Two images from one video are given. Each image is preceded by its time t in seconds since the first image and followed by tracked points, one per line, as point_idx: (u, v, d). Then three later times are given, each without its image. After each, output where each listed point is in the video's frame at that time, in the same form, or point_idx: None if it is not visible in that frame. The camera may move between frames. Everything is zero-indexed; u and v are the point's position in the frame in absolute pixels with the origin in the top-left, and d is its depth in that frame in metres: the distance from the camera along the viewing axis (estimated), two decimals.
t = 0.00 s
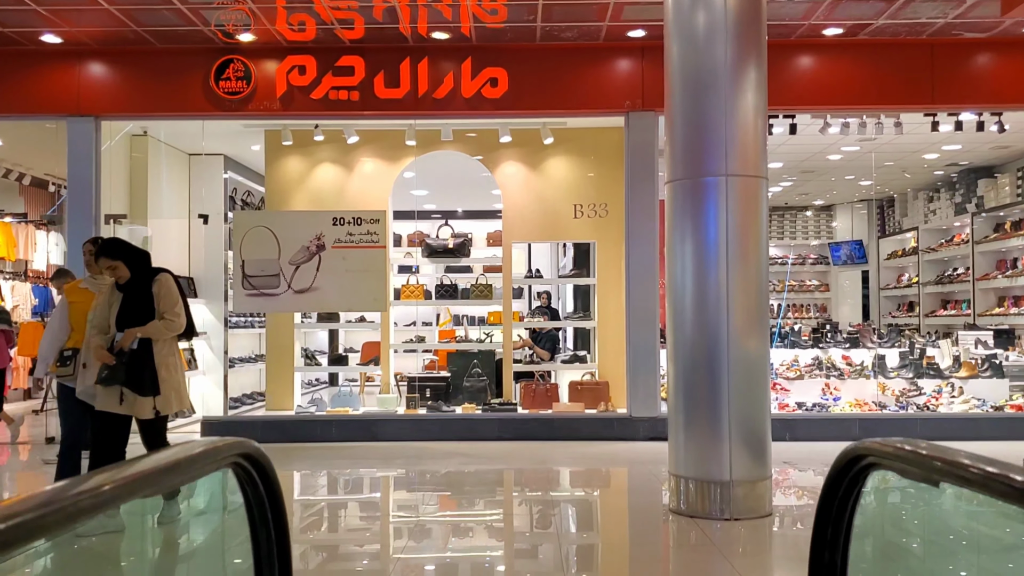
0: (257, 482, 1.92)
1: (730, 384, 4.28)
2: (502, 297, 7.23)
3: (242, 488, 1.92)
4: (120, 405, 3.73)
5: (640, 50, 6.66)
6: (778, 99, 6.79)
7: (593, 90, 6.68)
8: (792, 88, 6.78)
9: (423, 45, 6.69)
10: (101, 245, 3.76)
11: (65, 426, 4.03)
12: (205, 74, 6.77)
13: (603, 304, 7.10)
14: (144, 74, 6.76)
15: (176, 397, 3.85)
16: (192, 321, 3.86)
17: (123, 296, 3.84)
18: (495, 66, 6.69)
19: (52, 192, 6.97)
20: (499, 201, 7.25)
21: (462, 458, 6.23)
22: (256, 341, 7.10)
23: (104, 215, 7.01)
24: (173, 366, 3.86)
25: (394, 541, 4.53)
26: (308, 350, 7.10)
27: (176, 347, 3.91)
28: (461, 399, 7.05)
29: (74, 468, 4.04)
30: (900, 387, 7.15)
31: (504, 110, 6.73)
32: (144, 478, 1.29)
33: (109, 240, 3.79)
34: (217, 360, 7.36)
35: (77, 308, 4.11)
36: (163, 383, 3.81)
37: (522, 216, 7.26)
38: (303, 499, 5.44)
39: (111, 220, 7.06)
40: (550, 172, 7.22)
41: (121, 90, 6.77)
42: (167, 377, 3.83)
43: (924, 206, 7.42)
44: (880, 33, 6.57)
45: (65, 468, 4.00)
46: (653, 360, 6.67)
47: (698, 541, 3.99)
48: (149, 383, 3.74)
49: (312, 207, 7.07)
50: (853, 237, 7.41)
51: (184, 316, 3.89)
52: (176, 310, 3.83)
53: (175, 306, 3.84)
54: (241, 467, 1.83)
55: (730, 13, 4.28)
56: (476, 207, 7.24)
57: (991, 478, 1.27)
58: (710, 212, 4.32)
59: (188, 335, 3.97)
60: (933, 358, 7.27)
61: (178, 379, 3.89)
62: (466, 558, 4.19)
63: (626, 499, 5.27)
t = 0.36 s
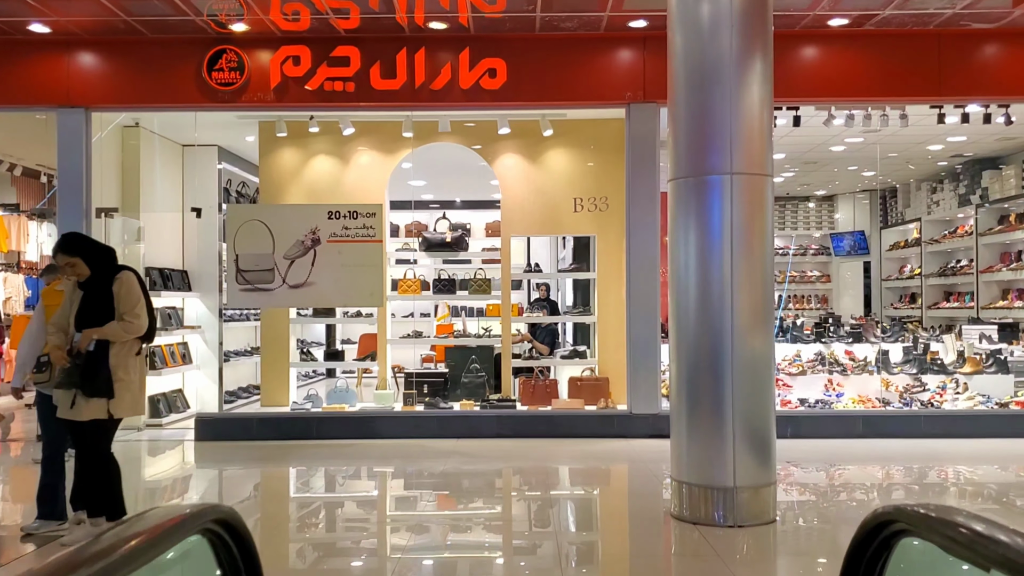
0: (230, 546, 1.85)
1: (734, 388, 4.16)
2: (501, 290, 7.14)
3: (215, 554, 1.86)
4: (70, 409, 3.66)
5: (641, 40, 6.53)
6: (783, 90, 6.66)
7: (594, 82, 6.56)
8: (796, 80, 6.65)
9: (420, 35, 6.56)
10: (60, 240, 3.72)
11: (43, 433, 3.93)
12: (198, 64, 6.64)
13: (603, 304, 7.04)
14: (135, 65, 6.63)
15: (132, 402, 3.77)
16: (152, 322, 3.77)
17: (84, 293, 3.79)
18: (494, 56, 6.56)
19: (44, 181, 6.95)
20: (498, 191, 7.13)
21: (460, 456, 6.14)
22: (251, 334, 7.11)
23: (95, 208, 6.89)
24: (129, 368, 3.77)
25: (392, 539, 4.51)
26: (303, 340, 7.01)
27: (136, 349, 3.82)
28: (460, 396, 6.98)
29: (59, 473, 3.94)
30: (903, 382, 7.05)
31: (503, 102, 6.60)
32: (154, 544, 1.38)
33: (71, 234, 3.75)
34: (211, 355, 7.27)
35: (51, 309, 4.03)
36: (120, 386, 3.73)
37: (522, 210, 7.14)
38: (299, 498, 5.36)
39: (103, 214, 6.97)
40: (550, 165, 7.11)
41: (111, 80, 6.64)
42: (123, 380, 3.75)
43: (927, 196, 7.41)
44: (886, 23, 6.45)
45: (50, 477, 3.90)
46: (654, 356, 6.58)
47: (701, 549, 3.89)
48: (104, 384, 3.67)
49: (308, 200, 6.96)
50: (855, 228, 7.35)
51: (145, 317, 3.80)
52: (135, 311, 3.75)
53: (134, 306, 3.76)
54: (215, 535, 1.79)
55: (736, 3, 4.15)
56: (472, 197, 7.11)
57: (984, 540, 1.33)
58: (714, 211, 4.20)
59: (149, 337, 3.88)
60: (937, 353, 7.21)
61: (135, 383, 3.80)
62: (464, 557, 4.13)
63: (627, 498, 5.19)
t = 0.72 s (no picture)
0: None
1: (740, 396, 4.07)
2: (500, 287, 7.06)
3: None
4: (38, 423, 3.62)
5: (644, 35, 6.42)
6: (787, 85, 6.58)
7: (595, 78, 6.45)
8: (800, 74, 6.57)
9: (419, 30, 6.45)
10: (28, 243, 3.70)
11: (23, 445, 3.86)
12: (192, 60, 6.53)
13: (604, 301, 6.95)
14: (129, 61, 6.53)
15: (91, 418, 3.69)
16: (113, 333, 3.68)
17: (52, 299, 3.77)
18: (493, 52, 6.45)
19: (40, 177, 6.70)
20: (498, 185, 7.04)
21: (460, 459, 6.07)
22: (249, 332, 7.01)
23: (89, 207, 6.78)
24: (91, 381, 3.71)
25: (392, 541, 4.46)
26: (300, 335, 6.92)
27: (101, 360, 3.76)
28: (459, 397, 6.90)
29: (45, 481, 3.88)
30: (909, 383, 7.04)
31: (502, 98, 6.50)
32: None
33: (44, 238, 3.74)
34: (208, 352, 7.27)
35: (22, 316, 3.88)
36: (81, 398, 3.67)
37: (522, 207, 7.05)
38: (298, 500, 5.32)
39: (97, 212, 6.84)
40: (550, 162, 7.02)
41: (105, 77, 6.53)
42: (85, 394, 3.68)
43: (931, 191, 7.21)
44: (892, 18, 6.35)
45: (34, 484, 3.87)
46: (656, 358, 6.51)
47: (706, 561, 3.82)
48: (65, 399, 3.61)
49: (305, 199, 6.87)
50: (859, 223, 7.21)
51: (106, 327, 3.71)
52: (94, 321, 3.67)
53: (94, 315, 3.68)
54: None
55: None
56: (471, 191, 7.02)
57: None
58: (719, 215, 4.11)
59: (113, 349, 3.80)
60: (943, 352, 7.13)
61: (100, 397, 3.74)
62: (464, 561, 4.10)
63: (629, 500, 5.13)
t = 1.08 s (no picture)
0: None
1: (744, 402, 3.98)
2: (499, 284, 6.96)
3: None
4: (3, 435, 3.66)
5: (645, 29, 6.31)
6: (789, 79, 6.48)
7: (595, 73, 6.34)
8: (804, 67, 6.48)
9: (416, 25, 6.33)
10: None
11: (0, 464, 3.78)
12: (185, 56, 6.42)
13: (606, 301, 6.89)
14: (121, 56, 6.41)
15: (49, 429, 3.67)
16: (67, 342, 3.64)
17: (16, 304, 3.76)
18: (490, 46, 6.35)
19: (32, 173, 6.56)
20: (497, 180, 6.95)
21: (460, 460, 6.00)
22: (245, 329, 6.98)
23: (81, 205, 6.68)
24: (48, 392, 3.71)
25: (391, 543, 4.39)
26: (298, 332, 6.83)
27: (57, 366, 3.75)
28: (458, 397, 6.82)
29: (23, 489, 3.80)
30: (914, 381, 6.95)
31: (501, 93, 6.39)
32: None
33: (11, 239, 3.76)
34: (204, 352, 7.39)
35: None
36: (39, 409, 3.66)
37: (522, 204, 6.95)
38: (294, 499, 5.28)
39: (89, 210, 6.74)
40: (549, 158, 6.92)
41: (98, 72, 6.42)
42: (41, 404, 3.68)
43: (935, 185, 7.08)
44: (898, 11, 6.26)
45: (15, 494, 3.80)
46: (659, 357, 6.43)
47: (710, 569, 3.74)
48: (22, 411, 3.60)
49: (300, 195, 6.77)
50: (861, 218, 7.09)
51: (60, 334, 3.66)
52: (45, 328, 3.62)
53: (48, 320, 3.63)
54: None
55: None
56: (473, 186, 6.95)
57: None
58: (723, 216, 4.01)
59: (71, 357, 3.76)
60: (949, 350, 7.03)
61: (58, 406, 3.72)
62: (462, 562, 4.06)
63: (630, 502, 5.05)
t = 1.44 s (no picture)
0: None
1: (752, 407, 3.88)
2: (500, 281, 6.86)
3: None
4: None
5: (649, 21, 6.19)
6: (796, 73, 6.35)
7: (598, 67, 6.23)
8: (812, 61, 6.36)
9: (416, 17, 6.21)
10: None
11: None
12: (182, 50, 6.31)
13: (608, 299, 6.83)
14: (117, 50, 6.31)
15: (16, 440, 3.60)
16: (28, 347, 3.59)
17: None
18: (492, 39, 6.23)
19: (30, 169, 6.45)
20: (498, 176, 6.84)
21: (460, 461, 5.90)
22: (244, 327, 6.95)
23: (76, 201, 6.57)
24: (13, 402, 3.64)
25: (391, 545, 4.28)
26: (298, 328, 6.77)
27: (21, 379, 3.71)
28: (459, 396, 6.73)
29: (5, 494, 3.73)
30: (923, 380, 6.85)
31: (502, 88, 6.27)
32: None
33: None
34: (202, 350, 7.46)
35: None
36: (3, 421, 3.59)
37: (524, 200, 6.84)
38: (294, 498, 5.23)
39: (84, 207, 6.61)
40: (552, 153, 6.80)
41: (93, 67, 6.32)
42: (8, 417, 3.61)
43: (943, 180, 6.97)
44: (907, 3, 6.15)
45: None
46: (663, 356, 6.32)
47: None
48: None
49: (300, 190, 6.72)
50: (868, 212, 7.01)
51: (22, 341, 3.62)
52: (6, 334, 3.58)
53: (9, 326, 3.59)
54: None
55: None
56: (475, 181, 6.85)
57: None
58: (731, 216, 3.90)
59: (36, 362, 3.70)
60: (958, 349, 6.92)
61: (24, 418, 3.65)
62: (464, 564, 3.98)
63: (634, 501, 4.97)
